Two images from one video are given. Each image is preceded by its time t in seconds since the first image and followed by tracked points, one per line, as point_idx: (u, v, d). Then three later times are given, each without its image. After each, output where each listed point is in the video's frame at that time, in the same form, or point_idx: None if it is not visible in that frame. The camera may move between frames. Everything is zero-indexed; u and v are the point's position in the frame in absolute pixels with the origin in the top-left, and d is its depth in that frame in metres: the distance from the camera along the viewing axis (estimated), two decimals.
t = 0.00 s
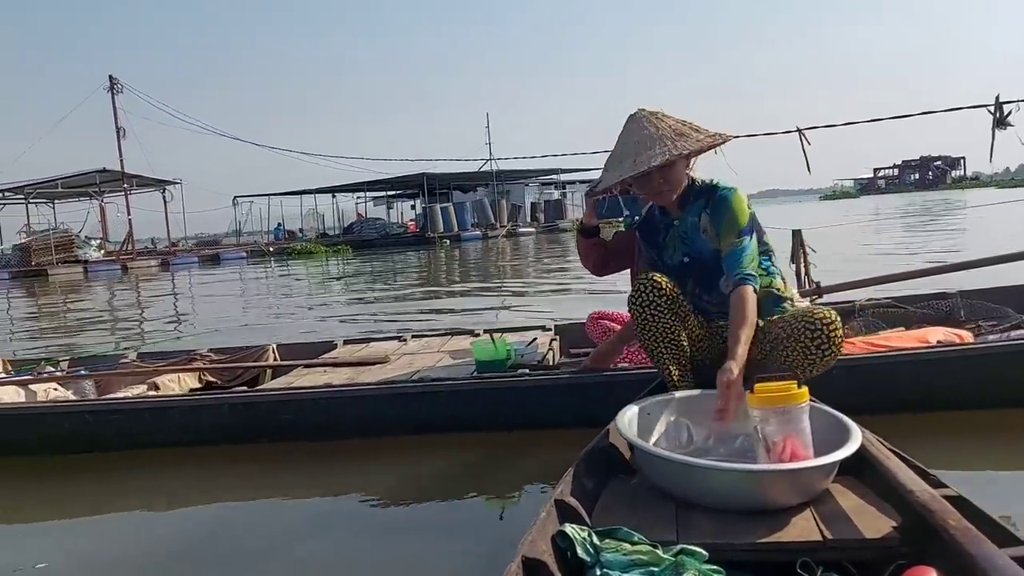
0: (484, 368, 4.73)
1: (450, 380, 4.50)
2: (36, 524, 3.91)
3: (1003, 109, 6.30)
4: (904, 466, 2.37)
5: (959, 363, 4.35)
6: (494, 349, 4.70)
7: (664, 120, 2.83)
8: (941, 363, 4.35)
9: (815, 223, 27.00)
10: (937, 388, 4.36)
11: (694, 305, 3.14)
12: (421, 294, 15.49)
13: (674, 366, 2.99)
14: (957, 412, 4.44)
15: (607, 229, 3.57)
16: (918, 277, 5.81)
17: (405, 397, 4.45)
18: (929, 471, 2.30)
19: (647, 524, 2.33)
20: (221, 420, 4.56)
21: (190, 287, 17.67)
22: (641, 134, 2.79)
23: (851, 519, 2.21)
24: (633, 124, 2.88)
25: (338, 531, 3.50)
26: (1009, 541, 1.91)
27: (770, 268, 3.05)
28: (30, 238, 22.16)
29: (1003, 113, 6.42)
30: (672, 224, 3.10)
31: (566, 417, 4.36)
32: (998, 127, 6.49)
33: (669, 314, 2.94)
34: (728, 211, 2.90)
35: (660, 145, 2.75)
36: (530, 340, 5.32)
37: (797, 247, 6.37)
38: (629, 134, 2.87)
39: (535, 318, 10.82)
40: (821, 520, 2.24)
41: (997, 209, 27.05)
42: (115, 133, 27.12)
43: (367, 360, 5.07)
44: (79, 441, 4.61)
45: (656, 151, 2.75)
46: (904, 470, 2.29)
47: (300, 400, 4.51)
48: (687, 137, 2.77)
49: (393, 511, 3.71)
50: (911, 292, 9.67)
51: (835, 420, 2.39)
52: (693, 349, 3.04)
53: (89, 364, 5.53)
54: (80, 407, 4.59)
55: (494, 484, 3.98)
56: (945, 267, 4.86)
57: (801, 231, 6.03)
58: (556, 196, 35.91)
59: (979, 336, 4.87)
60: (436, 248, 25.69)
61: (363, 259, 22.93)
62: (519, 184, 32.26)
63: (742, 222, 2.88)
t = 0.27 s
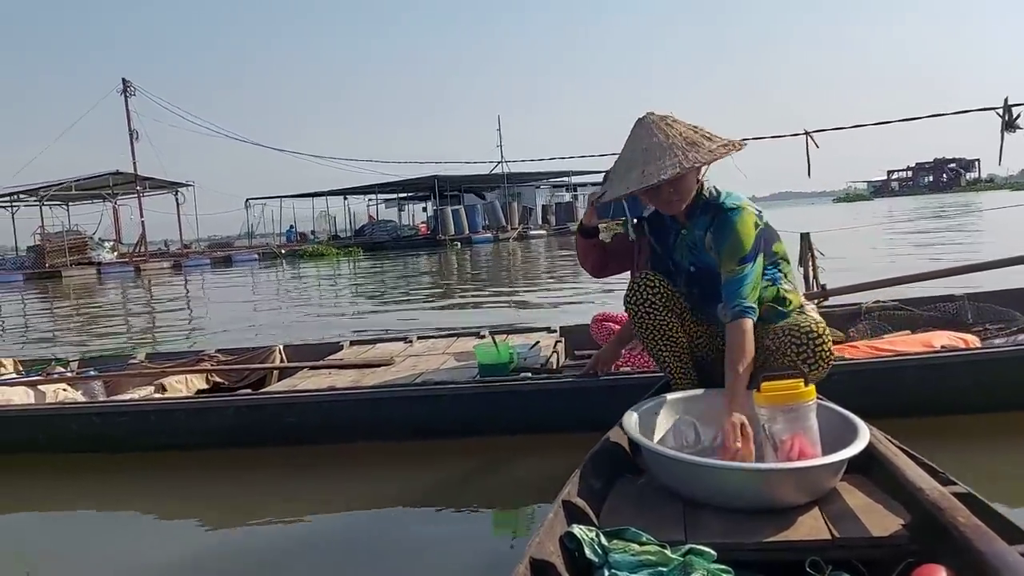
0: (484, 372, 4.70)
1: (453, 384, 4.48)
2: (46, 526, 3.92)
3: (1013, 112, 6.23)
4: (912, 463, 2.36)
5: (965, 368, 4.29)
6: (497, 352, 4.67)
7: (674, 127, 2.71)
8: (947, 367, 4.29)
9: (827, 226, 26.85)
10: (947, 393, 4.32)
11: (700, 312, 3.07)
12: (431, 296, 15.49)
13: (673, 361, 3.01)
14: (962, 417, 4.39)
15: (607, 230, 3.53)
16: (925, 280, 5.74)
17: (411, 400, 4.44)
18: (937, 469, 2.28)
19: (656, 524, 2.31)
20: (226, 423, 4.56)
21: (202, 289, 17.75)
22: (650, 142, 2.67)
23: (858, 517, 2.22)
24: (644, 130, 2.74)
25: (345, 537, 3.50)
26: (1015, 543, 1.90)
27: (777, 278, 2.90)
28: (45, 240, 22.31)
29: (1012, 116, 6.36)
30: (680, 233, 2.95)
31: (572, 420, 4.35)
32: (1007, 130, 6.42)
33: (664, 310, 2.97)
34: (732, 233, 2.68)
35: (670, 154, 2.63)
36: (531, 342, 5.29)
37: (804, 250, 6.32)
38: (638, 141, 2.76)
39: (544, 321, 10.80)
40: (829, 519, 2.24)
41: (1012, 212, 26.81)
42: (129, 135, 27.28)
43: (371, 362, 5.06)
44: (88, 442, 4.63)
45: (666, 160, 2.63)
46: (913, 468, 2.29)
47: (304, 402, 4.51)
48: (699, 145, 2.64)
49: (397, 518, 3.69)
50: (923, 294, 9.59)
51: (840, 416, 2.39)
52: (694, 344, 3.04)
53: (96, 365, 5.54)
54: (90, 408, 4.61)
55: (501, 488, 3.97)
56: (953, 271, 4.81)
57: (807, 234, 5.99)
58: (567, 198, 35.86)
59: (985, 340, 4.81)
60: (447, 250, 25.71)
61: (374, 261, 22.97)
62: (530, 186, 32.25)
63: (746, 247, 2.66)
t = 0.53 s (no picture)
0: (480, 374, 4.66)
1: (449, 387, 4.45)
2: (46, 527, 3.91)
3: (1015, 115, 6.18)
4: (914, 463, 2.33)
5: (962, 372, 4.24)
6: (494, 355, 4.64)
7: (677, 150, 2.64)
8: (945, 371, 4.24)
9: (833, 228, 26.73)
10: (948, 397, 4.27)
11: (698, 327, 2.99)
12: (435, 298, 15.47)
13: (670, 360, 3.01)
14: (962, 422, 4.34)
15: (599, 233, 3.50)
16: (925, 284, 5.68)
17: (409, 403, 4.41)
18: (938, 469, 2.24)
19: (659, 528, 2.28)
20: (223, 424, 4.54)
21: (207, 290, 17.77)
22: (649, 165, 2.60)
23: (860, 518, 2.19)
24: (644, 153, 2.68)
25: (343, 540, 3.48)
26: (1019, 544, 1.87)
27: (779, 291, 2.83)
28: (51, 241, 22.37)
29: (1015, 119, 6.30)
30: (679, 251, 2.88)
31: (571, 423, 4.32)
32: (1010, 134, 6.37)
33: (659, 310, 2.96)
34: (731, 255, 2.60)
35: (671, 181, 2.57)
36: (527, 345, 5.25)
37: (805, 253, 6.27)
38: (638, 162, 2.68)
39: (547, 323, 10.76)
40: (831, 520, 2.22)
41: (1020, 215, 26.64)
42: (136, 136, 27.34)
43: (369, 364, 5.04)
44: (88, 443, 4.62)
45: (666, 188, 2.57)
46: (914, 466, 2.28)
47: (300, 404, 4.49)
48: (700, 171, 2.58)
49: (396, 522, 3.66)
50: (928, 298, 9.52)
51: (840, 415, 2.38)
52: (690, 343, 3.03)
53: (96, 367, 5.54)
54: (90, 408, 4.60)
55: (501, 492, 3.95)
56: (953, 275, 4.76)
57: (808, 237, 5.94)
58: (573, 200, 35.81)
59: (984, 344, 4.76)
60: (453, 252, 25.70)
61: (379, 263, 22.96)
62: (536, 188, 32.22)
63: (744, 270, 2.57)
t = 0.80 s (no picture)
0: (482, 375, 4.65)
1: (451, 386, 4.45)
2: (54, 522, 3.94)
3: None
4: (917, 468, 2.31)
5: (969, 373, 4.20)
6: (496, 355, 4.63)
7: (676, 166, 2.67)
8: (951, 373, 4.20)
9: (846, 228, 26.57)
10: (955, 400, 4.23)
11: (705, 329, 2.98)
12: (445, 298, 15.49)
13: (669, 363, 2.98)
14: (969, 424, 4.30)
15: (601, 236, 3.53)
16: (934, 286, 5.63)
17: (413, 402, 4.42)
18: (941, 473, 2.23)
19: (660, 532, 2.27)
20: (223, 419, 4.56)
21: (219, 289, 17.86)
22: (652, 189, 2.67)
23: (862, 523, 2.17)
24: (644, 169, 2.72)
25: (346, 537, 3.48)
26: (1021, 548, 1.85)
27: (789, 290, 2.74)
28: (66, 239, 22.58)
29: None
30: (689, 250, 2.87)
31: (575, 424, 4.31)
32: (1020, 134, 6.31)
33: (659, 311, 2.93)
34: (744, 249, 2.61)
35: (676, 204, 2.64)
36: (530, 345, 5.24)
37: (814, 253, 6.22)
38: (641, 181, 2.73)
39: (556, 324, 10.76)
40: (833, 525, 2.20)
41: None
42: (150, 136, 27.53)
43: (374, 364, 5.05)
44: (96, 440, 4.66)
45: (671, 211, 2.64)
46: (917, 471, 2.26)
47: (303, 402, 4.51)
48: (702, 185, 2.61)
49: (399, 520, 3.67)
50: (939, 300, 9.45)
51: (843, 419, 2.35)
52: (690, 345, 3.01)
53: (105, 364, 5.58)
54: (98, 405, 4.63)
55: (504, 492, 3.94)
56: (961, 277, 4.72)
57: (816, 238, 5.90)
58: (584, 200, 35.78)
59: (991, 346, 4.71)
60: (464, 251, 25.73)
61: (390, 262, 23.02)
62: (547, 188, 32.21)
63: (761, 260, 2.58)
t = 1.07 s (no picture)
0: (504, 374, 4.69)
1: (474, 387, 4.49)
2: (90, 512, 4.05)
3: None
4: (941, 475, 2.28)
5: (997, 379, 4.14)
6: (518, 356, 4.67)
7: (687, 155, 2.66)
8: (979, 379, 4.15)
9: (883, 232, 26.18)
10: (983, 406, 4.18)
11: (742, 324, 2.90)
12: (475, 300, 15.56)
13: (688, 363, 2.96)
14: (998, 431, 4.24)
15: (619, 239, 3.51)
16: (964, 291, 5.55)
17: (439, 401, 4.46)
18: (964, 480, 2.21)
19: (679, 533, 2.29)
20: (252, 417, 4.65)
21: (255, 289, 18.15)
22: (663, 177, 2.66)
23: (885, 529, 2.17)
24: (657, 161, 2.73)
25: (372, 532, 3.53)
26: None
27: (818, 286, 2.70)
28: (107, 240, 23.07)
29: None
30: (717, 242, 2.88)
31: (599, 425, 4.32)
32: None
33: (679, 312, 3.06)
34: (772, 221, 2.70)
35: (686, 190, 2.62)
36: (553, 347, 5.27)
37: (845, 257, 6.17)
38: (654, 174, 2.72)
39: (585, 326, 10.77)
40: (855, 530, 2.19)
41: None
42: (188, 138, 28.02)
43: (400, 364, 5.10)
44: (131, 434, 4.77)
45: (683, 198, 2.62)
46: (940, 478, 2.24)
47: (327, 400, 4.57)
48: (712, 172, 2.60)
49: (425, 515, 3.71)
50: (974, 305, 9.29)
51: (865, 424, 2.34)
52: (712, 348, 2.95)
53: (140, 361, 5.71)
54: (133, 401, 4.75)
55: (528, 491, 3.97)
56: (991, 282, 4.65)
57: (844, 240, 5.84)
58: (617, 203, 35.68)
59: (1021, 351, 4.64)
60: (496, 253, 25.82)
61: (422, 264, 23.17)
62: (579, 191, 32.18)
63: (791, 224, 2.67)
